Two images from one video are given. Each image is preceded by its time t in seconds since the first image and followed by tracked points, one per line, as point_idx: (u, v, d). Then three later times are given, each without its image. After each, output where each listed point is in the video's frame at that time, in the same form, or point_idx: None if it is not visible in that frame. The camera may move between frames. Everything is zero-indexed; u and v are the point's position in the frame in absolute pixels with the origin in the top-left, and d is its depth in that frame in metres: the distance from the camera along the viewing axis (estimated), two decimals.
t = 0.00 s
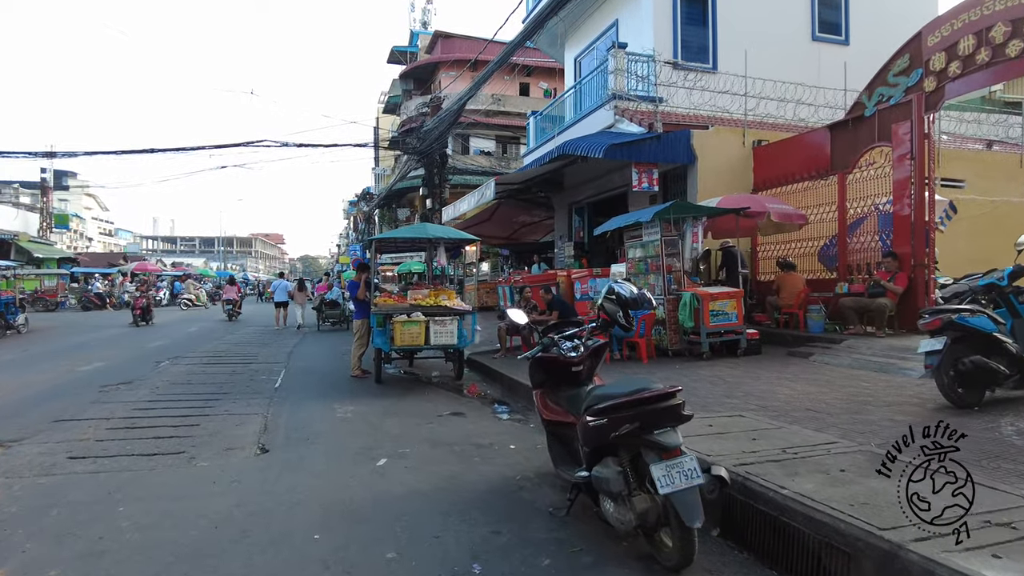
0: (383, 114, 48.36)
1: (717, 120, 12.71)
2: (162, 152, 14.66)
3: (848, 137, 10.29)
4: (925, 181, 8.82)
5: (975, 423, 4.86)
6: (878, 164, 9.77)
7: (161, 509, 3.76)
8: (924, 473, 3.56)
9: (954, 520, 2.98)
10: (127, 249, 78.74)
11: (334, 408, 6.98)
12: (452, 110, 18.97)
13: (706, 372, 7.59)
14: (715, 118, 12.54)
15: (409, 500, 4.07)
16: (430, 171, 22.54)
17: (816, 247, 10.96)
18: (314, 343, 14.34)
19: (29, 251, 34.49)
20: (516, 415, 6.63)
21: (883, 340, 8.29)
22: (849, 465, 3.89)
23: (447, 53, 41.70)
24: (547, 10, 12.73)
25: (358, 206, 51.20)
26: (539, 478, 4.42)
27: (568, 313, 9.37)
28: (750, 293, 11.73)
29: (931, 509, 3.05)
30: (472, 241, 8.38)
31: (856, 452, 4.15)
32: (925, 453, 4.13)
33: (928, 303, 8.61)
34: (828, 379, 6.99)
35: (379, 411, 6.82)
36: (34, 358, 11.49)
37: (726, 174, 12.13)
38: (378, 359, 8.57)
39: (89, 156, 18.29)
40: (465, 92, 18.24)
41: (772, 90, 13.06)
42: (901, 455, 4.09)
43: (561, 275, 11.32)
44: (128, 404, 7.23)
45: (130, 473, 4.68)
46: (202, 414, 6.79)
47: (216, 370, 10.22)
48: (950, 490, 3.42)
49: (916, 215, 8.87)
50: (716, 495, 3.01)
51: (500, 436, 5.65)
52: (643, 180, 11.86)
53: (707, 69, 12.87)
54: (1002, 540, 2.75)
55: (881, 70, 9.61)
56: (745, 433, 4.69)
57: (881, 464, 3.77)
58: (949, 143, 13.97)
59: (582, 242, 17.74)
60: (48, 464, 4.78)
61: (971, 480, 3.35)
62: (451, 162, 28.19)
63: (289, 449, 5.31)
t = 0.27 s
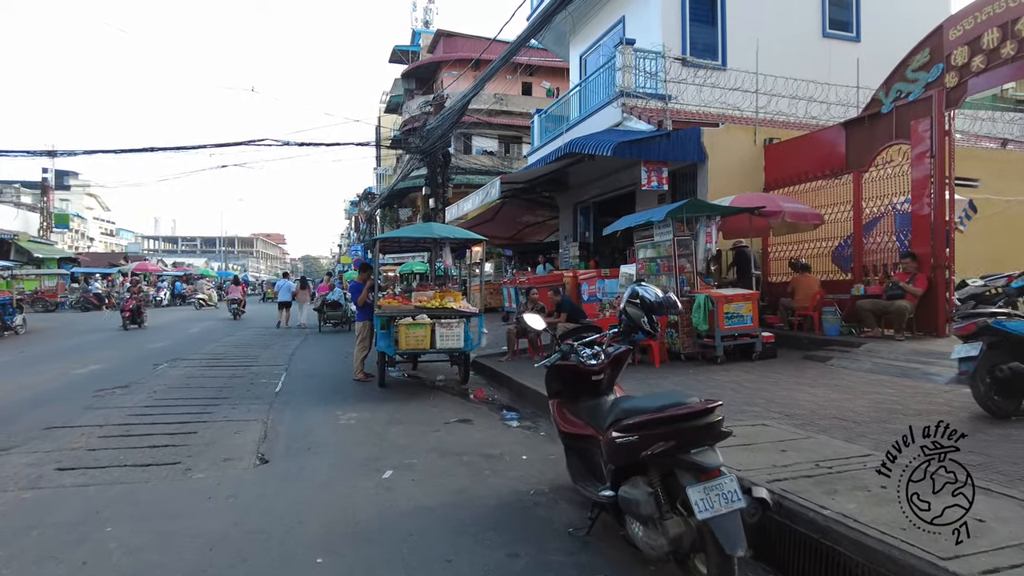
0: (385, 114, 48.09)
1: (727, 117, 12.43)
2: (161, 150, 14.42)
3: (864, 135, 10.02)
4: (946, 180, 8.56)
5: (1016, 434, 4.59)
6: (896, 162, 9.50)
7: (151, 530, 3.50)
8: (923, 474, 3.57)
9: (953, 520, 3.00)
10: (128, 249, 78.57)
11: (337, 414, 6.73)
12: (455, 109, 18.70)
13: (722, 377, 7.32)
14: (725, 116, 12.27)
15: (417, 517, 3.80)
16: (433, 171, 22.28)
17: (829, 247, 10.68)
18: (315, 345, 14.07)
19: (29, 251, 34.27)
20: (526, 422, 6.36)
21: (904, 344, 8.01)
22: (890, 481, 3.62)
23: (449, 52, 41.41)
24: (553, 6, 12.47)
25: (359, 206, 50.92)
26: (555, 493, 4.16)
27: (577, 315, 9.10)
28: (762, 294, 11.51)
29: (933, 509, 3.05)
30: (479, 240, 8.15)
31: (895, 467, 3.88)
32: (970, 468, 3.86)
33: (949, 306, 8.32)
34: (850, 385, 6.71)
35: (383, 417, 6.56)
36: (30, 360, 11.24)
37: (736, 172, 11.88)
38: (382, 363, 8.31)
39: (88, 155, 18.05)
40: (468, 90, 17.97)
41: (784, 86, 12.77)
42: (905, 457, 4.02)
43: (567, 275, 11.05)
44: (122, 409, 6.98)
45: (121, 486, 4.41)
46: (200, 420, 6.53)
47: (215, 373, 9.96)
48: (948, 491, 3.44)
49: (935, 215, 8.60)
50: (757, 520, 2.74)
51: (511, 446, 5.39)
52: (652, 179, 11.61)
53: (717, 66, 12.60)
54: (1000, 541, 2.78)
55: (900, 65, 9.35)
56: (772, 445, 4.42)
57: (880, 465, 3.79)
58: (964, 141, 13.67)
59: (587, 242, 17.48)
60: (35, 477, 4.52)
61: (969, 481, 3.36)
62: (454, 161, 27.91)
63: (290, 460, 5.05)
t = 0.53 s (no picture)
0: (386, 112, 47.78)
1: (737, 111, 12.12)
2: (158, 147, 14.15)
3: (881, 128, 9.73)
4: (967, 175, 8.26)
5: None
6: (914, 156, 9.21)
7: (133, 548, 3.21)
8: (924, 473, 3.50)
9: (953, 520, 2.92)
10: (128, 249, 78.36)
11: (337, 417, 6.44)
12: (457, 105, 18.40)
13: (738, 379, 7.02)
14: (735, 110, 11.97)
15: (423, 533, 3.51)
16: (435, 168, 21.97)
17: (843, 244, 10.38)
18: (316, 346, 13.78)
19: (28, 251, 34.03)
20: (535, 426, 6.06)
21: (926, 344, 7.70)
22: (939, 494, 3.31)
23: (450, 50, 41.09)
24: None
25: (360, 206, 50.59)
26: (571, 505, 3.86)
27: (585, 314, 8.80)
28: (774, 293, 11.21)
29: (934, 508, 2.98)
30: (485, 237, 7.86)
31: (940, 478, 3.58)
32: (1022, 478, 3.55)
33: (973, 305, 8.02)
34: (874, 387, 6.41)
35: (385, 421, 6.26)
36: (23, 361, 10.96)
37: (747, 168, 11.58)
38: (383, 364, 8.02)
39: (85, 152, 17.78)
40: (470, 86, 17.67)
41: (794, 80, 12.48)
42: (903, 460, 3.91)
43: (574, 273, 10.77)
44: (113, 413, 6.69)
45: (105, 497, 4.12)
46: (194, 424, 6.25)
47: (212, 375, 9.68)
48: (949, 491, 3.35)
49: (957, 210, 8.29)
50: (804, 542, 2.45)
51: (520, 452, 5.10)
52: (661, 175, 11.32)
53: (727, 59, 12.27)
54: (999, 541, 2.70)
55: (919, 55, 9.01)
56: (803, 452, 4.13)
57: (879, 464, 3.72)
58: (979, 136, 13.34)
59: (592, 240, 17.19)
60: (14, 487, 4.23)
61: (970, 480, 3.28)
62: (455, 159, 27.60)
63: (287, 468, 4.75)
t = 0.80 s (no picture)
0: (387, 111, 47.49)
1: (746, 108, 11.81)
2: (156, 146, 13.88)
3: (897, 124, 9.44)
4: (989, 173, 7.97)
5: None
6: (933, 153, 8.92)
7: None
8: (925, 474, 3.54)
9: (954, 519, 2.96)
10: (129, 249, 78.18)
11: (337, 425, 6.16)
12: (459, 103, 18.12)
13: (755, 385, 6.74)
14: (744, 108, 11.68)
15: (430, 559, 3.23)
16: (437, 167, 21.70)
17: (857, 244, 10.10)
18: (316, 348, 13.51)
19: (27, 251, 33.82)
20: (545, 435, 5.78)
21: (949, 348, 7.41)
22: (995, 519, 3.04)
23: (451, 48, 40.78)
24: None
25: (361, 206, 50.29)
26: (589, 527, 3.58)
27: (593, 316, 8.53)
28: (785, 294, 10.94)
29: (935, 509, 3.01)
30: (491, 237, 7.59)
31: (992, 498, 3.30)
32: None
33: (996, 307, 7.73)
34: (899, 393, 6.12)
35: (387, 429, 5.98)
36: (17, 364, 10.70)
37: (757, 166, 11.30)
38: (385, 369, 7.75)
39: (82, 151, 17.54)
40: (472, 84, 17.39)
41: (805, 76, 12.14)
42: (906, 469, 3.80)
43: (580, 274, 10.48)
44: (104, 421, 6.41)
45: (87, 517, 3.84)
46: (188, 433, 5.98)
47: (209, 379, 9.41)
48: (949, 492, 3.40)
49: (979, 209, 7.99)
50: None
51: (531, 465, 4.82)
52: (669, 173, 11.05)
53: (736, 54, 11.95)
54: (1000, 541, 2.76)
55: (938, 48, 8.75)
56: (839, 468, 3.85)
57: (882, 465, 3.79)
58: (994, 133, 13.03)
59: (597, 240, 16.91)
60: None
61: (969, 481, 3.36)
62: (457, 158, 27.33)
63: (283, 483, 4.46)
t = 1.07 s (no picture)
0: (388, 110, 47.18)
1: (758, 103, 11.53)
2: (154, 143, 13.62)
3: (917, 118, 9.21)
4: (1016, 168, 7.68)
5: None
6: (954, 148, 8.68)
7: None
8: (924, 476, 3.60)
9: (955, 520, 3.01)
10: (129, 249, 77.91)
11: (341, 429, 5.89)
12: (462, 100, 17.85)
13: (775, 387, 6.46)
14: (756, 103, 11.40)
15: None
16: (439, 165, 21.42)
17: (873, 242, 9.81)
18: (317, 348, 13.25)
19: (26, 250, 33.55)
20: (558, 441, 5.51)
21: (976, 349, 7.13)
22: None
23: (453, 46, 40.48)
24: None
25: (362, 205, 49.98)
26: (614, 544, 3.31)
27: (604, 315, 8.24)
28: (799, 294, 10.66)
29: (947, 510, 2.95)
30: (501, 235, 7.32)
31: None
32: None
33: None
34: (929, 396, 5.85)
35: (393, 434, 5.71)
36: (10, 365, 10.42)
37: (770, 162, 11.02)
38: (390, 370, 7.48)
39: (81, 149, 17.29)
40: (476, 80, 17.12)
41: (818, 70, 11.81)
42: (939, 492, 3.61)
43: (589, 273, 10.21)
44: (97, 425, 6.13)
45: (73, 531, 3.57)
46: (185, 437, 5.71)
47: (208, 380, 9.14)
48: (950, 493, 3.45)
49: (1005, 206, 7.70)
50: None
51: (546, 473, 4.54)
52: (680, 170, 10.73)
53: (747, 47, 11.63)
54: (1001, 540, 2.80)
55: (962, 38, 8.57)
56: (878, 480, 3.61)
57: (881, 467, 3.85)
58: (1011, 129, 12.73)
59: (603, 239, 16.63)
60: None
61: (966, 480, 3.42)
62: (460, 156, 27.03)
63: (284, 493, 4.19)
